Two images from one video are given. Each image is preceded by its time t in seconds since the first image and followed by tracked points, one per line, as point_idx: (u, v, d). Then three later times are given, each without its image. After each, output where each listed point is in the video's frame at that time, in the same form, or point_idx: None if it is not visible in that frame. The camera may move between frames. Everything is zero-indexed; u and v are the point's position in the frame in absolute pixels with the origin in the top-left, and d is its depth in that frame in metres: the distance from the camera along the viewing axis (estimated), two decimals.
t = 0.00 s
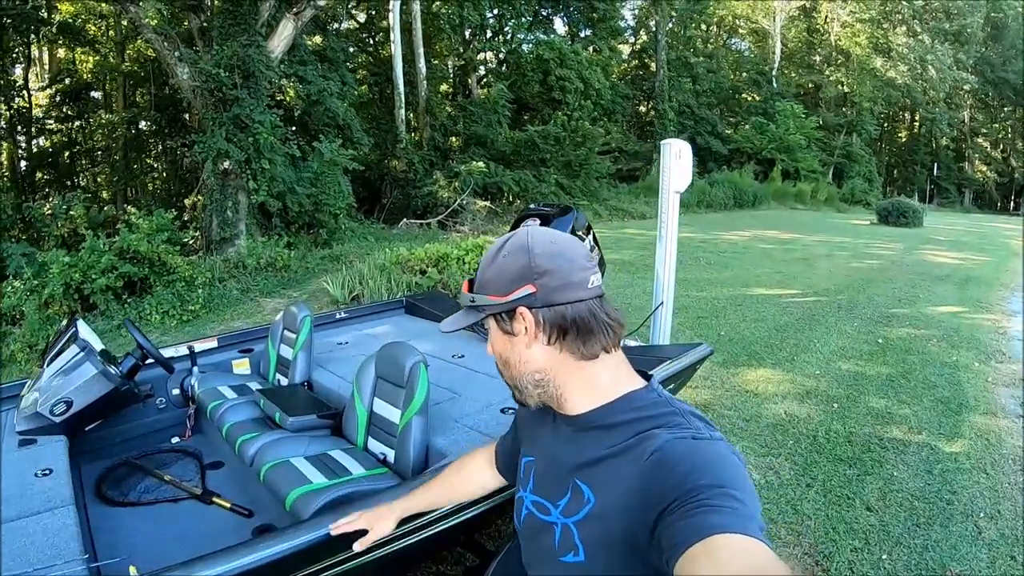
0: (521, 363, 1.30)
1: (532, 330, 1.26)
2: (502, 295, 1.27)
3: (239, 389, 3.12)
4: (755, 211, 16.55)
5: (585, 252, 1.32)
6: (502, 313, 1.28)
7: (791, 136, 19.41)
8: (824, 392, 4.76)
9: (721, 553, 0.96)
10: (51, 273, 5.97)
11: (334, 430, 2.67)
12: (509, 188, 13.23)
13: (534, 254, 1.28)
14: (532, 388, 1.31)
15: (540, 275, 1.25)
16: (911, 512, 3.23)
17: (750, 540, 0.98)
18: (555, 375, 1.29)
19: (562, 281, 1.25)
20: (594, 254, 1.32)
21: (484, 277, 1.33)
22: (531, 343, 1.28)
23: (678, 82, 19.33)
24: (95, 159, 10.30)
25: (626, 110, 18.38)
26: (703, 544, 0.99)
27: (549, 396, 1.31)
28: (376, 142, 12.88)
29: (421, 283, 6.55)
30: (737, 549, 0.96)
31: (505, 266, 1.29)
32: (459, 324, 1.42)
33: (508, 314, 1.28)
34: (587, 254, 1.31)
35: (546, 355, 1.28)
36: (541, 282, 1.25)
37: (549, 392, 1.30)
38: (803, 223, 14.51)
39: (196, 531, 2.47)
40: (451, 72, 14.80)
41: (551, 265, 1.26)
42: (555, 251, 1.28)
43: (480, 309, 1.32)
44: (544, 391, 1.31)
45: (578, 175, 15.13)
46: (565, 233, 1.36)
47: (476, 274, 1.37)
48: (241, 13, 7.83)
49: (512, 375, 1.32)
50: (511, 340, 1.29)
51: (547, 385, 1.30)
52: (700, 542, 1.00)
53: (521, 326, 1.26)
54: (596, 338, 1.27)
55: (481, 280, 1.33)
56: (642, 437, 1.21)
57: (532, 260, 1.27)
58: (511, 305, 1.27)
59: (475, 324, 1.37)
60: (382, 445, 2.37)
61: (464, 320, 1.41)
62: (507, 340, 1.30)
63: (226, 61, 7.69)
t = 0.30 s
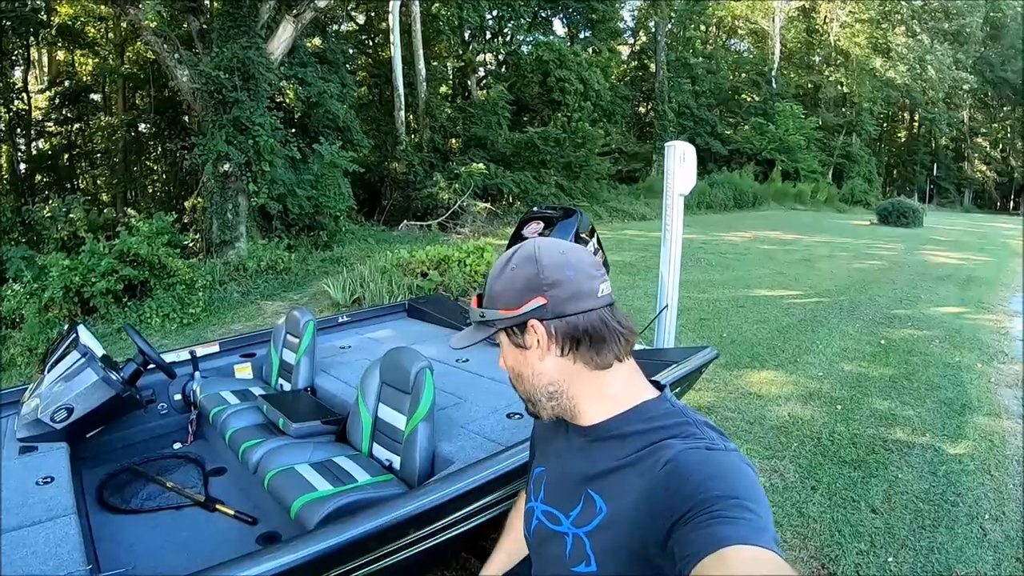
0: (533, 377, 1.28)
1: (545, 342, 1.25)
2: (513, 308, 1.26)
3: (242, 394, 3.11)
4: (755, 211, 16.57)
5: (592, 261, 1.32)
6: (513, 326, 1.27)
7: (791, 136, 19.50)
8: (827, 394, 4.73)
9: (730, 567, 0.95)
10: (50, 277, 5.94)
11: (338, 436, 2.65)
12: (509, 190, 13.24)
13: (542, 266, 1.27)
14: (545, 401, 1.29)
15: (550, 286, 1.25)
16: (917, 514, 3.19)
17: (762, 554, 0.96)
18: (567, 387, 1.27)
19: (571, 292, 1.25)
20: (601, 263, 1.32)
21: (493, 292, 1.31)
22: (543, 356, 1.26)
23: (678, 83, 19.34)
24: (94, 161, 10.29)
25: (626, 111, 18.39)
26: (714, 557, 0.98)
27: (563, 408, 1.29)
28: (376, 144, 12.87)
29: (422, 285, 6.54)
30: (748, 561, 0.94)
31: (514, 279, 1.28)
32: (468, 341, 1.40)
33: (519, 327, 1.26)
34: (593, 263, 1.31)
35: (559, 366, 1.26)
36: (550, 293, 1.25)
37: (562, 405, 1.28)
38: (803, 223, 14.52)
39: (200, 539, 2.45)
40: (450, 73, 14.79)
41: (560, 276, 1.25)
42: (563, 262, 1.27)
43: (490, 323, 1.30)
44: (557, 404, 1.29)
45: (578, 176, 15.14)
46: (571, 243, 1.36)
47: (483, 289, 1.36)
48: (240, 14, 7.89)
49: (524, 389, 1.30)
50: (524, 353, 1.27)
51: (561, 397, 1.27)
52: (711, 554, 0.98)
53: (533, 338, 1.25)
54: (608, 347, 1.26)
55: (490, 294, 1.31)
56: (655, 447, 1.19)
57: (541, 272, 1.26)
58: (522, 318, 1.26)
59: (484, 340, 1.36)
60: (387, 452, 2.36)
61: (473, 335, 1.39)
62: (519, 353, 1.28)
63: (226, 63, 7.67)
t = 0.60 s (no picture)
0: (538, 374, 1.28)
1: (551, 338, 1.24)
2: (518, 305, 1.26)
3: (239, 396, 3.10)
4: (752, 211, 16.62)
5: (594, 259, 1.33)
6: (518, 323, 1.26)
7: (787, 136, 20.19)
8: (825, 393, 4.73)
9: (731, 563, 0.95)
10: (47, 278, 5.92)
11: (335, 437, 2.64)
12: (507, 190, 13.26)
13: (546, 263, 1.28)
14: (548, 399, 1.28)
15: (555, 282, 1.25)
16: (915, 513, 3.19)
17: (762, 549, 0.96)
18: (572, 383, 1.26)
19: (576, 288, 1.26)
20: (603, 261, 1.33)
21: (497, 289, 1.31)
22: (549, 352, 1.25)
23: (675, 83, 19.21)
24: (91, 162, 10.28)
25: (622, 112, 18.41)
26: (715, 553, 0.97)
27: (566, 406, 1.28)
28: (373, 144, 12.85)
29: (419, 285, 6.54)
30: (746, 558, 0.94)
31: (518, 276, 1.29)
32: (468, 341, 1.39)
33: (524, 324, 1.26)
34: (595, 261, 1.32)
35: (565, 362, 1.26)
36: (556, 289, 1.25)
37: (566, 403, 1.28)
38: (799, 223, 14.53)
39: (197, 541, 2.45)
40: (447, 74, 14.79)
41: (564, 272, 1.26)
42: (566, 259, 1.28)
43: (494, 320, 1.29)
44: (561, 402, 1.28)
45: (575, 176, 15.16)
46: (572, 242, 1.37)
47: (486, 288, 1.36)
48: (237, 15, 7.81)
49: (529, 387, 1.29)
50: (529, 350, 1.27)
51: (565, 395, 1.27)
52: (712, 550, 0.98)
53: (538, 334, 1.25)
54: (612, 343, 1.26)
55: (493, 293, 1.31)
56: (656, 445, 1.18)
57: (545, 269, 1.27)
58: (528, 314, 1.25)
59: (487, 338, 1.35)
60: (384, 452, 2.35)
61: (475, 334, 1.38)
62: (524, 350, 1.27)
63: (223, 64, 7.66)
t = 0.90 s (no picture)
0: (554, 367, 1.28)
1: (575, 330, 1.25)
2: (546, 293, 1.27)
3: (236, 397, 3.10)
4: (750, 210, 16.63)
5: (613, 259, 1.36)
6: (541, 313, 1.27)
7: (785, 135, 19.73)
8: (823, 392, 4.73)
9: (728, 564, 0.94)
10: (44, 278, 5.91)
11: (333, 438, 2.64)
12: (505, 190, 13.24)
13: (575, 254, 1.29)
14: (559, 395, 1.27)
15: (584, 275, 1.27)
16: (913, 513, 3.19)
17: (759, 550, 0.96)
18: (586, 379, 1.27)
19: (603, 283, 1.28)
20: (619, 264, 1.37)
21: (518, 278, 1.30)
22: (570, 345, 1.26)
23: (673, 82, 19.23)
24: (88, 161, 10.26)
25: (620, 111, 18.38)
26: (713, 554, 0.97)
27: (574, 404, 1.28)
28: (371, 143, 12.84)
29: (417, 285, 6.53)
30: (744, 560, 0.94)
31: (545, 265, 1.29)
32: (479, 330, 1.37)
33: (547, 314, 1.27)
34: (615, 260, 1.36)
35: (583, 358, 1.27)
36: (585, 281, 1.26)
37: (575, 400, 1.27)
38: (797, 222, 14.54)
39: (194, 543, 2.44)
40: (445, 73, 14.77)
41: (593, 265, 1.28)
42: (593, 254, 1.31)
43: (515, 309, 1.29)
44: (570, 399, 1.28)
45: (573, 175, 15.15)
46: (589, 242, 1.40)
47: (503, 276, 1.35)
48: (235, 15, 7.77)
49: (542, 380, 1.28)
50: (549, 342, 1.27)
51: (577, 390, 1.27)
52: (709, 552, 0.97)
53: (562, 326, 1.25)
54: (630, 341, 1.29)
55: (515, 280, 1.31)
56: (654, 448, 1.18)
57: (574, 260, 1.28)
58: (554, 305, 1.26)
59: (503, 328, 1.33)
60: (382, 454, 2.35)
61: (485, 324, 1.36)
62: (544, 342, 1.27)
63: (220, 63, 7.64)
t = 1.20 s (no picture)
0: (552, 359, 1.30)
1: (572, 328, 1.27)
2: (546, 288, 1.27)
3: (238, 396, 3.10)
4: (748, 212, 16.66)
5: (630, 259, 1.33)
6: (541, 307, 1.29)
7: (783, 137, 19.69)
8: (823, 393, 4.74)
9: (732, 561, 0.94)
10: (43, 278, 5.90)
11: (335, 438, 2.63)
12: (503, 192, 13.24)
13: (582, 251, 1.28)
14: (557, 385, 1.30)
15: (587, 273, 1.26)
16: (913, 512, 3.20)
17: (762, 545, 0.96)
18: (583, 374, 1.28)
19: (607, 284, 1.26)
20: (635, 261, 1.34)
21: (526, 268, 1.32)
22: (567, 341, 1.28)
23: (671, 84, 19.23)
24: (87, 162, 10.25)
25: (618, 113, 18.34)
26: (716, 550, 0.97)
27: (573, 395, 1.30)
28: (369, 145, 12.84)
29: (416, 286, 6.53)
30: (750, 555, 0.94)
31: (551, 259, 1.29)
32: (485, 311, 1.41)
33: (547, 308, 1.28)
34: (630, 259, 1.32)
35: (579, 355, 1.28)
36: (588, 280, 1.25)
37: (574, 392, 1.30)
38: (795, 224, 14.56)
39: (195, 543, 2.44)
40: (443, 75, 14.78)
41: (599, 265, 1.26)
42: (602, 251, 1.28)
43: (518, 299, 1.32)
44: (569, 390, 1.30)
45: (571, 177, 15.16)
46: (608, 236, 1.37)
47: (514, 263, 1.36)
48: (234, 15, 7.80)
49: (540, 369, 1.32)
50: (548, 336, 1.29)
51: (575, 384, 1.29)
52: (713, 547, 0.98)
53: (560, 322, 1.27)
54: (629, 344, 1.28)
55: (522, 270, 1.32)
56: (657, 442, 1.18)
57: (580, 257, 1.27)
58: (554, 300, 1.27)
59: (508, 314, 1.37)
60: (385, 452, 2.34)
61: (494, 307, 1.40)
62: (542, 335, 1.29)
63: (219, 64, 7.64)
